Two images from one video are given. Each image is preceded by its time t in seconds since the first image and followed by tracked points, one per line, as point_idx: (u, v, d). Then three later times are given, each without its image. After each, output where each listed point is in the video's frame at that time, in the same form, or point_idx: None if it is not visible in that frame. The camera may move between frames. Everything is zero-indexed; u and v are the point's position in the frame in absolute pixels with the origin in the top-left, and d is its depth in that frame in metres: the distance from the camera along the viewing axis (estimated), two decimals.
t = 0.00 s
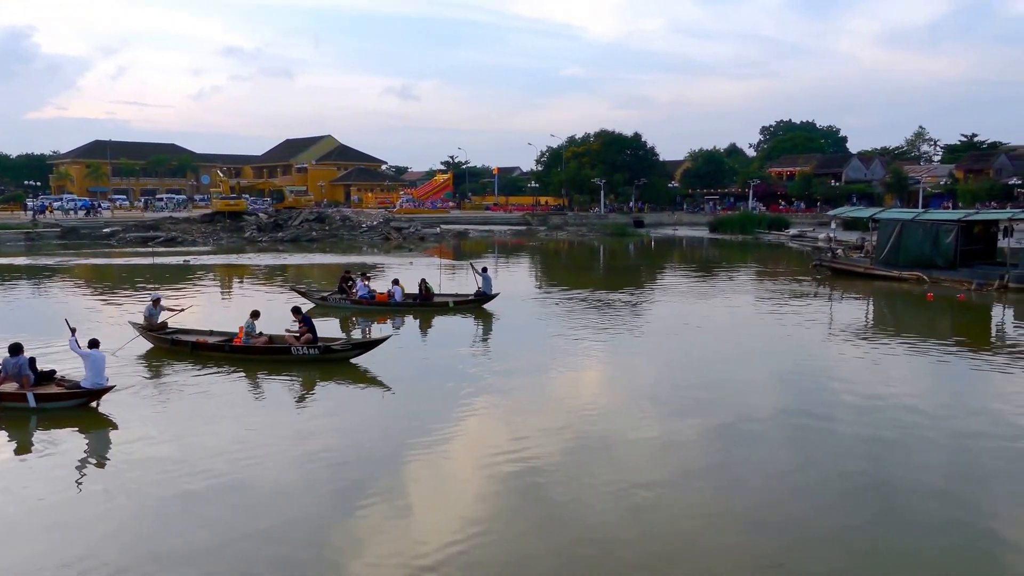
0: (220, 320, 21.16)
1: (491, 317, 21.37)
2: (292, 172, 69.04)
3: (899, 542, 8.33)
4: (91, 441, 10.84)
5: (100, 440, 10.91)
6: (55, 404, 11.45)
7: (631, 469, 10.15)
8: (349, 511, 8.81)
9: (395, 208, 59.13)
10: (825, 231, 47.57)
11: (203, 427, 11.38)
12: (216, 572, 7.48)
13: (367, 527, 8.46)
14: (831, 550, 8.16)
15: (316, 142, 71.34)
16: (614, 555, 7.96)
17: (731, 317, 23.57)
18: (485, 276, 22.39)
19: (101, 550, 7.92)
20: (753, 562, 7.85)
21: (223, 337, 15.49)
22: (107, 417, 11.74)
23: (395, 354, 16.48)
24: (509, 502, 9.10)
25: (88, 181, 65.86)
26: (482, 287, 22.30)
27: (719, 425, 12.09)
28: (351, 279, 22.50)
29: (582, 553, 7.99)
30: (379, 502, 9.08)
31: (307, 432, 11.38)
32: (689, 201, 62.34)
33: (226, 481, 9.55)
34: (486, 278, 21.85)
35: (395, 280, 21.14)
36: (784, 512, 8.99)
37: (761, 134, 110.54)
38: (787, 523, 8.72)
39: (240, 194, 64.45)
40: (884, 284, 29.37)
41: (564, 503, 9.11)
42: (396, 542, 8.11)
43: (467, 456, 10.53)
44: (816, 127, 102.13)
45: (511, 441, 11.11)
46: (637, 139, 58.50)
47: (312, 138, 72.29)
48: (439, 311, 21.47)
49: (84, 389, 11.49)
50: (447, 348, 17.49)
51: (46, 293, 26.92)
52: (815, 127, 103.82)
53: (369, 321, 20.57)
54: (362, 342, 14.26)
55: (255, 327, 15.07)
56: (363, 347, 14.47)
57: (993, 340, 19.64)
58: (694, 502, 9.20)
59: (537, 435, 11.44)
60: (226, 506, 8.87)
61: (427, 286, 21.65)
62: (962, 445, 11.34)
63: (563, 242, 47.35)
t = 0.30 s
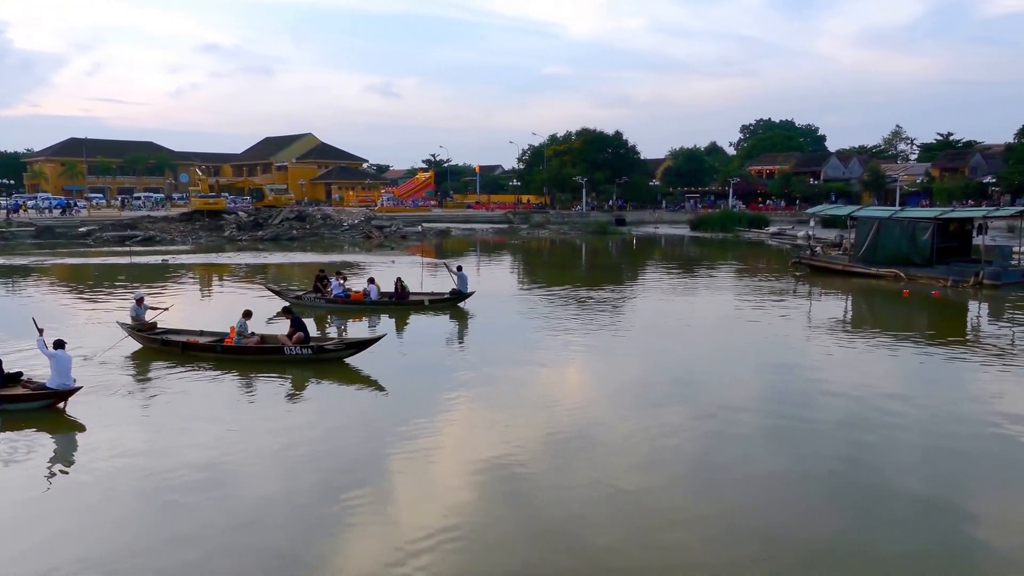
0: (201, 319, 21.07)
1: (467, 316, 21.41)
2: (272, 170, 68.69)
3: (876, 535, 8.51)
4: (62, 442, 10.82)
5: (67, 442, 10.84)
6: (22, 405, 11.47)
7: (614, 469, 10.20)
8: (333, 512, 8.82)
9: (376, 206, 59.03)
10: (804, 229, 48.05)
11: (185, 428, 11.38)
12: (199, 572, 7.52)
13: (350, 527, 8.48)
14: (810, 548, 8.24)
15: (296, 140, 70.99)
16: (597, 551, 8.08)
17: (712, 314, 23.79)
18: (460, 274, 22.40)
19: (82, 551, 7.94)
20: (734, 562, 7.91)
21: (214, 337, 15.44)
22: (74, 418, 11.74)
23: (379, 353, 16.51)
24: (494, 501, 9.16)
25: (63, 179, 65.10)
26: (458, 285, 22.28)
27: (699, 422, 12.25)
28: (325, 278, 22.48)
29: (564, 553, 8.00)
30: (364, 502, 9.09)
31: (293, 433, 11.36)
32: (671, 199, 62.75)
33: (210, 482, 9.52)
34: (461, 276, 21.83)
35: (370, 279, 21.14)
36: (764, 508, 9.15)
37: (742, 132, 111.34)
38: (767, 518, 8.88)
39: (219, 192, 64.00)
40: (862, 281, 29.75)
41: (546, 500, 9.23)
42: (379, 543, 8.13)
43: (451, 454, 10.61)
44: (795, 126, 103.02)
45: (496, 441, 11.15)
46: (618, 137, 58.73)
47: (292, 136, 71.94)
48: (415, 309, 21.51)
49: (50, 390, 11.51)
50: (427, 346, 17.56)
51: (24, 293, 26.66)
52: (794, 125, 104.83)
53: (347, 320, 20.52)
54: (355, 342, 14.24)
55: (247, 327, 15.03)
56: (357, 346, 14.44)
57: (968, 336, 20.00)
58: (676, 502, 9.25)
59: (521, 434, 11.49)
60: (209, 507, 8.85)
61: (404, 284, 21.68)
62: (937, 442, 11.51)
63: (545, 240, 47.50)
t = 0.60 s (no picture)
0: (181, 319, 20.96)
1: (442, 313, 21.40)
2: (251, 168, 68.27)
3: (850, 529, 8.67)
4: (33, 445, 10.80)
5: (32, 444, 10.88)
6: None
7: (594, 467, 10.26)
8: (316, 513, 8.84)
9: (356, 205, 58.85)
10: (783, 227, 48.46)
11: (164, 429, 11.38)
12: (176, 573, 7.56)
13: (333, 527, 8.50)
14: (785, 546, 8.30)
15: (276, 138, 70.58)
16: (575, 547, 8.17)
17: (692, 311, 23.98)
18: (436, 272, 22.27)
19: (59, 556, 7.95)
20: (709, 560, 7.97)
21: (205, 337, 15.37)
22: (42, 420, 11.73)
23: (363, 352, 16.52)
24: (477, 500, 9.20)
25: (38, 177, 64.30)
26: (434, 284, 22.23)
27: (677, 418, 12.40)
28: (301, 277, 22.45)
29: (541, 553, 8.04)
30: (348, 503, 9.11)
31: (279, 433, 11.35)
32: (651, 197, 63.07)
33: (194, 485, 9.52)
34: (437, 275, 21.78)
35: (345, 278, 21.12)
36: (739, 504, 9.28)
37: (722, 131, 112.06)
38: (745, 514, 9.00)
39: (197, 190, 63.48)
40: (840, 278, 30.09)
41: (524, 497, 9.34)
42: (362, 544, 8.16)
43: (433, 452, 10.69)
44: (776, 124, 103.81)
45: (482, 439, 11.20)
46: (599, 136, 58.88)
47: (272, 134, 71.50)
48: (390, 308, 21.49)
49: (16, 392, 11.47)
50: (408, 345, 17.58)
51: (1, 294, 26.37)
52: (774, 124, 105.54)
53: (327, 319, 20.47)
54: (349, 342, 14.20)
55: (239, 327, 14.99)
56: (350, 346, 14.41)
57: (944, 333, 20.29)
58: (654, 499, 9.35)
59: (502, 431, 11.59)
60: (190, 509, 8.88)
61: (380, 283, 21.67)
62: (913, 438, 11.65)
63: (527, 238, 47.56)
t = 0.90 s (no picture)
0: (160, 319, 20.74)
1: (418, 313, 21.27)
2: (230, 167, 67.71)
3: (830, 519, 8.76)
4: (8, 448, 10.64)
5: None
6: None
7: (576, 466, 10.21)
8: (301, 515, 8.74)
9: (336, 204, 58.54)
10: (762, 225, 48.78)
11: (145, 430, 11.25)
12: None
13: (317, 529, 8.40)
14: (760, 542, 8.26)
15: (255, 136, 70.04)
16: (560, 543, 8.18)
17: (674, 309, 24.05)
18: (411, 271, 22.02)
19: (39, 559, 7.84)
20: (684, 559, 7.91)
21: (196, 337, 15.17)
22: (12, 422, 11.54)
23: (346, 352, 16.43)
24: (464, 500, 9.14)
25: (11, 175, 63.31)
26: (410, 283, 22.07)
27: (661, 415, 12.45)
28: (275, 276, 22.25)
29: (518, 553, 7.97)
30: (334, 503, 9.01)
31: (265, 434, 11.23)
32: (632, 195, 63.23)
33: (177, 488, 9.38)
34: (412, 274, 21.64)
35: (319, 277, 20.92)
36: (721, 497, 9.33)
37: (701, 130, 112.67)
38: (726, 507, 9.07)
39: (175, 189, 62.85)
40: (819, 276, 30.32)
41: (509, 494, 9.33)
42: (347, 545, 8.07)
43: (417, 451, 10.65)
44: (755, 123, 104.48)
45: (469, 439, 11.13)
46: (580, 134, 58.93)
47: (250, 133, 70.92)
48: (366, 308, 21.34)
49: None
50: (390, 344, 17.52)
51: None
52: (753, 122, 106.27)
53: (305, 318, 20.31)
54: (341, 342, 14.08)
55: (230, 326, 14.83)
56: (343, 346, 14.28)
57: (923, 329, 20.47)
58: (637, 495, 9.38)
59: (487, 429, 11.58)
60: (172, 511, 8.79)
61: (354, 281, 21.48)
62: (890, 431, 11.70)
63: (508, 237, 47.54)
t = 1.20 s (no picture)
0: (138, 318, 20.49)
1: (392, 312, 21.10)
2: (209, 165, 67.08)
3: (811, 515, 8.79)
4: None
5: None
6: None
7: (559, 464, 10.16)
8: (279, 516, 8.64)
9: (316, 202, 58.20)
10: (742, 222, 49.05)
11: (124, 432, 11.10)
12: None
13: (297, 530, 8.31)
14: (745, 540, 8.23)
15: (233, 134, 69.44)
16: (542, 541, 8.15)
17: (655, 307, 24.11)
18: (385, 271, 21.94)
19: (14, 563, 7.70)
20: (670, 558, 7.87)
21: (185, 337, 14.99)
22: None
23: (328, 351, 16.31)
24: (444, 499, 9.08)
25: None
26: (384, 282, 21.89)
27: (644, 413, 12.45)
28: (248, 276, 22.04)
29: (503, 553, 7.90)
30: (313, 504, 8.92)
31: (247, 435, 11.10)
32: (612, 193, 63.40)
33: (155, 489, 9.26)
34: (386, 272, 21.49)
35: (292, 275, 20.68)
36: (703, 494, 9.35)
37: (681, 128, 113.14)
38: (708, 505, 9.07)
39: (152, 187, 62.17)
40: (798, 273, 30.51)
41: (493, 493, 9.29)
42: (327, 546, 7.97)
43: (401, 450, 10.58)
44: (735, 122, 105.07)
45: (451, 438, 11.05)
46: (560, 132, 58.94)
47: (229, 130, 70.29)
48: (340, 306, 21.15)
49: None
50: (372, 343, 17.41)
51: None
52: (732, 121, 106.94)
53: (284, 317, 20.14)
54: (335, 342, 13.94)
55: (220, 327, 14.67)
56: (336, 346, 14.15)
57: (901, 326, 20.65)
58: (620, 492, 9.37)
59: (471, 428, 11.52)
60: (152, 514, 8.67)
61: (329, 279, 21.26)
62: (867, 428, 11.76)
63: (489, 235, 47.47)
